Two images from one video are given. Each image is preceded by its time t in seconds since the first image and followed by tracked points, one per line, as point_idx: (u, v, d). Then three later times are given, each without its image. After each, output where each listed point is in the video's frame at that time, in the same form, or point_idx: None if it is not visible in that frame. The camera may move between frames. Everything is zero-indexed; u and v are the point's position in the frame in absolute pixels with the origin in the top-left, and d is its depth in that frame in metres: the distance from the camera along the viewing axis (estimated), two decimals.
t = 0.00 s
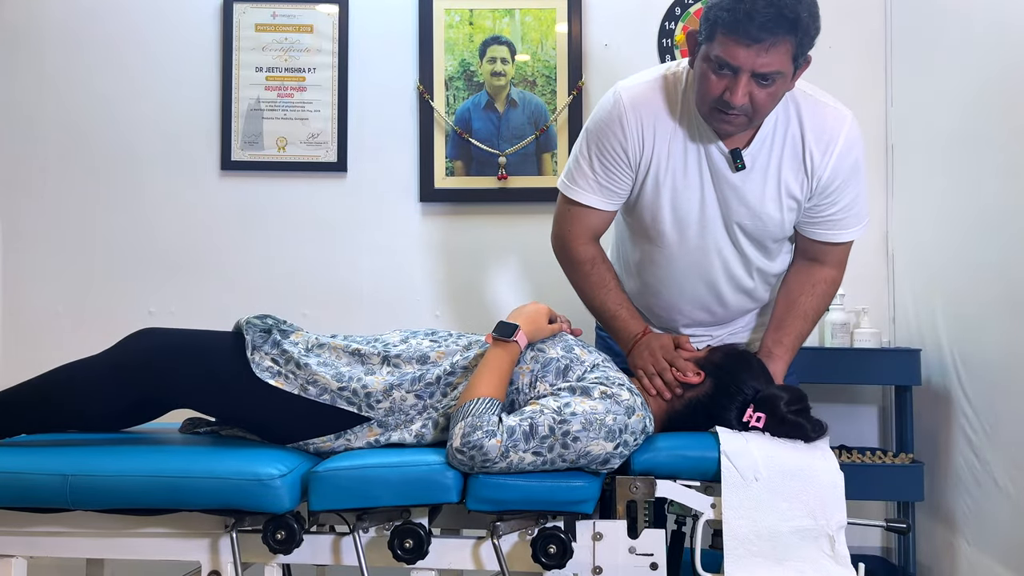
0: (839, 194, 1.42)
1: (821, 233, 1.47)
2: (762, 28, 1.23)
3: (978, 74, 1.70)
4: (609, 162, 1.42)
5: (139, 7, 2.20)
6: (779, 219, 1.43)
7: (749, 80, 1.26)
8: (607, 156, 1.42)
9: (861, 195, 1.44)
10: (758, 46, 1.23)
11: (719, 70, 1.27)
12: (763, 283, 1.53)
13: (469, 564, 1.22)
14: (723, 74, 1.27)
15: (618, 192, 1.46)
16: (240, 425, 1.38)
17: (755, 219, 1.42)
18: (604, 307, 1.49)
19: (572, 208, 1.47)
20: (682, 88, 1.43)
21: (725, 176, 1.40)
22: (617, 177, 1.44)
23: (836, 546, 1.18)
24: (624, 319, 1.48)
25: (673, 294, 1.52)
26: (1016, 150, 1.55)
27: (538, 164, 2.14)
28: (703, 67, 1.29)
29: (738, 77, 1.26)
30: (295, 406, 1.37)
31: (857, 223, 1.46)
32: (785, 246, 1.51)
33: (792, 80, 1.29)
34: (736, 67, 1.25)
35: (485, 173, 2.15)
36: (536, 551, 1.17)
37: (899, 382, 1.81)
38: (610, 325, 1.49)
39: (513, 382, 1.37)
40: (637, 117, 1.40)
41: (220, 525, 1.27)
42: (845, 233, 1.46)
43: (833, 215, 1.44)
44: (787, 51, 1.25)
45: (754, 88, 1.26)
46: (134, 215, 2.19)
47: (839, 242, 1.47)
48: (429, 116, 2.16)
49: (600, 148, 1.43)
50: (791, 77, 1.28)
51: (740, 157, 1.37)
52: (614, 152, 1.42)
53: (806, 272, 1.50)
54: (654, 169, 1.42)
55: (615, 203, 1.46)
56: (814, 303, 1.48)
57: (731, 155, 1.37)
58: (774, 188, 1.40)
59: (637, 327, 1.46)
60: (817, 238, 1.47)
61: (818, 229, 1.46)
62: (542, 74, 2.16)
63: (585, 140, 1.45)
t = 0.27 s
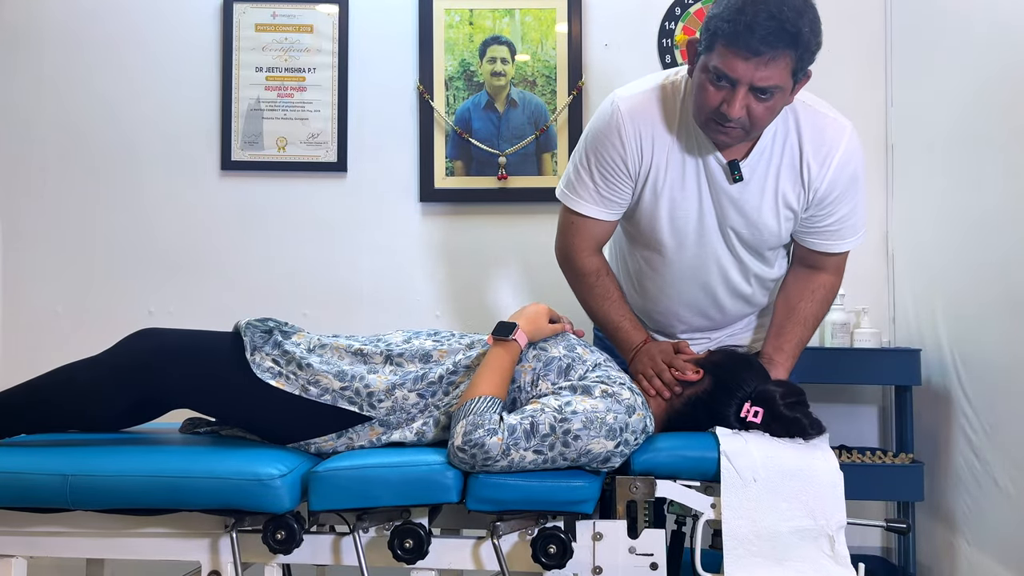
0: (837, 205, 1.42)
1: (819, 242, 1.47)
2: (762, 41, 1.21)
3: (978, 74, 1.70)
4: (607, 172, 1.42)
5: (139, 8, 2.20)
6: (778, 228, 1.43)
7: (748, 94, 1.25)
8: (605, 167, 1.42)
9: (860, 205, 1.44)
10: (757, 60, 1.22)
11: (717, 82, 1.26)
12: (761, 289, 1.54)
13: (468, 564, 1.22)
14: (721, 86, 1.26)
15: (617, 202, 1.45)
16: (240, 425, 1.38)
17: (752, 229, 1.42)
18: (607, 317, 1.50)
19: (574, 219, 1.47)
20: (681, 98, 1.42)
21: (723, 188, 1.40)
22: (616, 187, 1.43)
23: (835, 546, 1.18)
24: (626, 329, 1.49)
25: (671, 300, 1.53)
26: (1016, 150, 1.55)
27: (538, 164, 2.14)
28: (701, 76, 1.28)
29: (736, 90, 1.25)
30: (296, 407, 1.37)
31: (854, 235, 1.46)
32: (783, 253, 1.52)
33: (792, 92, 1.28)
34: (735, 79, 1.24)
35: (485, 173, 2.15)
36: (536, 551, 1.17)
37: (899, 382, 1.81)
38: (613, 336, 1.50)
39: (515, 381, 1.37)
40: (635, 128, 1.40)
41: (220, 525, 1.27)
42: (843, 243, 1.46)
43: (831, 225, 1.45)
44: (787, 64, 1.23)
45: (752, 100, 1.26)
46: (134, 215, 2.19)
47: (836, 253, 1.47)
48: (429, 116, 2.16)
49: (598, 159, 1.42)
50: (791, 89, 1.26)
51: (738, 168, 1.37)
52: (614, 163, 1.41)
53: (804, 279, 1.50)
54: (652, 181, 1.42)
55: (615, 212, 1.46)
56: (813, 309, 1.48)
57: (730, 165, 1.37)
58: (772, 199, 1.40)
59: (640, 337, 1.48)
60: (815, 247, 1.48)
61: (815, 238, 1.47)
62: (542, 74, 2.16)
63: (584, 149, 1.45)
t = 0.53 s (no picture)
0: (831, 214, 1.41)
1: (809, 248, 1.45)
2: (747, 60, 1.20)
3: (978, 74, 1.70)
4: (602, 196, 1.43)
5: (139, 7, 2.20)
6: (776, 241, 1.43)
7: (735, 112, 1.25)
8: (600, 192, 1.43)
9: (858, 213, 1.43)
10: (744, 79, 1.21)
11: (704, 101, 1.26)
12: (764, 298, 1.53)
13: (468, 564, 1.22)
14: (708, 105, 1.26)
15: (617, 225, 1.46)
16: (241, 425, 1.38)
17: (751, 245, 1.43)
18: (605, 329, 1.50)
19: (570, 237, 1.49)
20: (670, 117, 1.42)
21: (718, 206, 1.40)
22: (613, 211, 1.44)
23: (834, 550, 1.19)
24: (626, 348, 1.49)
25: (673, 313, 1.53)
26: (1016, 149, 1.55)
27: (538, 164, 2.14)
28: (688, 94, 1.28)
29: (723, 108, 1.25)
30: (297, 408, 1.37)
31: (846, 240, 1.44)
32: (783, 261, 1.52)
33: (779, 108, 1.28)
34: (722, 98, 1.24)
35: (485, 173, 2.14)
36: (536, 551, 1.17)
37: (899, 382, 1.81)
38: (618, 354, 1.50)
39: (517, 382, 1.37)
40: (627, 151, 1.41)
41: (220, 525, 1.27)
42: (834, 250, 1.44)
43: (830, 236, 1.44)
44: (773, 81, 1.23)
45: (740, 118, 1.26)
46: (134, 214, 2.19)
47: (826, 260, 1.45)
48: (429, 116, 2.16)
49: (593, 185, 1.43)
50: (778, 105, 1.26)
51: (733, 186, 1.37)
52: (608, 188, 1.42)
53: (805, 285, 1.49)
54: (646, 201, 1.43)
55: (616, 236, 1.47)
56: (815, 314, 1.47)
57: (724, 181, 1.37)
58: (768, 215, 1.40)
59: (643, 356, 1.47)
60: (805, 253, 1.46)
61: (805, 245, 1.45)
62: (542, 74, 2.16)
63: (578, 175, 1.46)
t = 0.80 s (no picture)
0: (828, 202, 1.39)
1: (809, 240, 1.43)
2: (735, 42, 1.19)
3: (978, 74, 1.70)
4: (594, 175, 1.43)
5: (139, 8, 2.20)
6: (770, 227, 1.41)
7: (726, 95, 1.23)
8: (591, 171, 1.43)
9: (854, 201, 1.40)
10: (732, 60, 1.19)
11: (695, 84, 1.24)
12: (762, 286, 1.51)
13: (469, 563, 1.22)
14: (699, 89, 1.24)
15: (607, 203, 1.46)
16: (241, 425, 1.38)
17: (745, 229, 1.40)
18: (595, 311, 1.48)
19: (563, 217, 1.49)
20: (664, 100, 1.41)
21: (710, 189, 1.38)
22: (604, 193, 1.44)
23: (834, 550, 1.19)
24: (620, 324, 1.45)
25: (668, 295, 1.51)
26: (1016, 149, 1.55)
27: (538, 164, 2.14)
28: (678, 80, 1.26)
29: (714, 92, 1.23)
30: (303, 410, 1.36)
31: (847, 234, 1.41)
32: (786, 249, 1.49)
33: (772, 90, 1.26)
34: (712, 81, 1.22)
35: (485, 173, 2.14)
36: (536, 551, 1.17)
37: (898, 382, 1.81)
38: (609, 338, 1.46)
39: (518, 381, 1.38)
40: (620, 130, 1.40)
41: (221, 525, 1.27)
42: (833, 244, 1.41)
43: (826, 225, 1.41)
44: (762, 63, 1.21)
45: (731, 101, 1.23)
46: (134, 214, 2.19)
47: (827, 254, 1.42)
48: (429, 116, 2.16)
49: (583, 163, 1.44)
50: (770, 87, 1.24)
51: (723, 169, 1.35)
52: (598, 166, 1.42)
53: (808, 284, 1.45)
54: (639, 182, 1.42)
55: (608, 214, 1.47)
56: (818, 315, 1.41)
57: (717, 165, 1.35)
58: (761, 199, 1.38)
59: (635, 334, 1.43)
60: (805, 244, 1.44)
61: (804, 236, 1.43)
62: (542, 74, 2.16)
63: (571, 156, 1.47)
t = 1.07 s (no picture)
0: (820, 166, 1.38)
1: (800, 210, 1.42)
2: None
3: (978, 73, 1.70)
4: (590, 142, 1.43)
5: (140, 7, 2.20)
6: (764, 191, 1.39)
7: (724, 36, 1.27)
8: (586, 137, 1.43)
9: (846, 167, 1.40)
10: None
11: (692, 29, 1.28)
12: (756, 270, 1.47)
13: (468, 563, 1.22)
14: (696, 34, 1.29)
15: (602, 174, 1.45)
16: (241, 426, 1.38)
17: (741, 194, 1.39)
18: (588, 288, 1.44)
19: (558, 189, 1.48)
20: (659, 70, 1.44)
21: (706, 149, 1.39)
22: (599, 159, 1.44)
23: (834, 550, 1.19)
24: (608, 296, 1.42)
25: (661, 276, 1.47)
26: (1016, 149, 1.55)
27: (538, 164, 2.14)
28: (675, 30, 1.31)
29: (711, 34, 1.27)
30: (302, 413, 1.36)
31: (839, 204, 1.40)
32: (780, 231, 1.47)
33: (766, 37, 1.31)
34: (709, 22, 1.26)
35: (485, 173, 2.14)
36: (536, 551, 1.17)
37: (899, 382, 1.81)
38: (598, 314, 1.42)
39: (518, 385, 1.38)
40: (617, 96, 1.42)
41: (221, 525, 1.27)
42: (825, 214, 1.40)
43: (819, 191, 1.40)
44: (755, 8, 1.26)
45: (727, 44, 1.28)
46: (134, 214, 2.19)
47: (821, 221, 1.41)
48: (429, 116, 2.16)
49: (579, 130, 1.44)
50: (764, 31, 1.29)
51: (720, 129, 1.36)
52: (593, 130, 1.43)
53: (804, 265, 1.42)
54: (636, 148, 1.42)
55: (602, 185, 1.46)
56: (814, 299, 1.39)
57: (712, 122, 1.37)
58: (757, 163, 1.38)
59: (622, 307, 1.39)
60: (795, 216, 1.44)
61: (794, 205, 1.42)
62: (542, 74, 2.16)
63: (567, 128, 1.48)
